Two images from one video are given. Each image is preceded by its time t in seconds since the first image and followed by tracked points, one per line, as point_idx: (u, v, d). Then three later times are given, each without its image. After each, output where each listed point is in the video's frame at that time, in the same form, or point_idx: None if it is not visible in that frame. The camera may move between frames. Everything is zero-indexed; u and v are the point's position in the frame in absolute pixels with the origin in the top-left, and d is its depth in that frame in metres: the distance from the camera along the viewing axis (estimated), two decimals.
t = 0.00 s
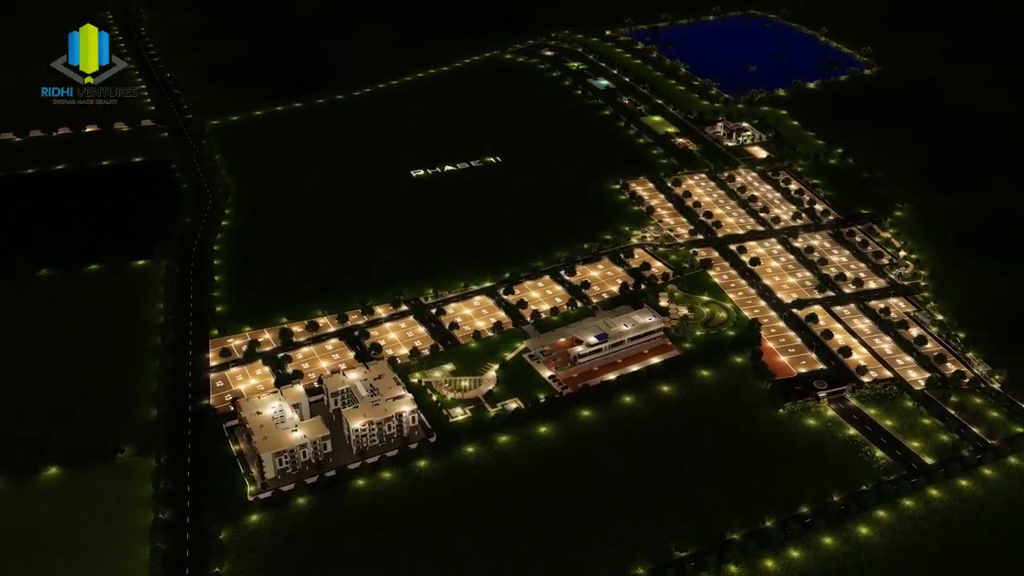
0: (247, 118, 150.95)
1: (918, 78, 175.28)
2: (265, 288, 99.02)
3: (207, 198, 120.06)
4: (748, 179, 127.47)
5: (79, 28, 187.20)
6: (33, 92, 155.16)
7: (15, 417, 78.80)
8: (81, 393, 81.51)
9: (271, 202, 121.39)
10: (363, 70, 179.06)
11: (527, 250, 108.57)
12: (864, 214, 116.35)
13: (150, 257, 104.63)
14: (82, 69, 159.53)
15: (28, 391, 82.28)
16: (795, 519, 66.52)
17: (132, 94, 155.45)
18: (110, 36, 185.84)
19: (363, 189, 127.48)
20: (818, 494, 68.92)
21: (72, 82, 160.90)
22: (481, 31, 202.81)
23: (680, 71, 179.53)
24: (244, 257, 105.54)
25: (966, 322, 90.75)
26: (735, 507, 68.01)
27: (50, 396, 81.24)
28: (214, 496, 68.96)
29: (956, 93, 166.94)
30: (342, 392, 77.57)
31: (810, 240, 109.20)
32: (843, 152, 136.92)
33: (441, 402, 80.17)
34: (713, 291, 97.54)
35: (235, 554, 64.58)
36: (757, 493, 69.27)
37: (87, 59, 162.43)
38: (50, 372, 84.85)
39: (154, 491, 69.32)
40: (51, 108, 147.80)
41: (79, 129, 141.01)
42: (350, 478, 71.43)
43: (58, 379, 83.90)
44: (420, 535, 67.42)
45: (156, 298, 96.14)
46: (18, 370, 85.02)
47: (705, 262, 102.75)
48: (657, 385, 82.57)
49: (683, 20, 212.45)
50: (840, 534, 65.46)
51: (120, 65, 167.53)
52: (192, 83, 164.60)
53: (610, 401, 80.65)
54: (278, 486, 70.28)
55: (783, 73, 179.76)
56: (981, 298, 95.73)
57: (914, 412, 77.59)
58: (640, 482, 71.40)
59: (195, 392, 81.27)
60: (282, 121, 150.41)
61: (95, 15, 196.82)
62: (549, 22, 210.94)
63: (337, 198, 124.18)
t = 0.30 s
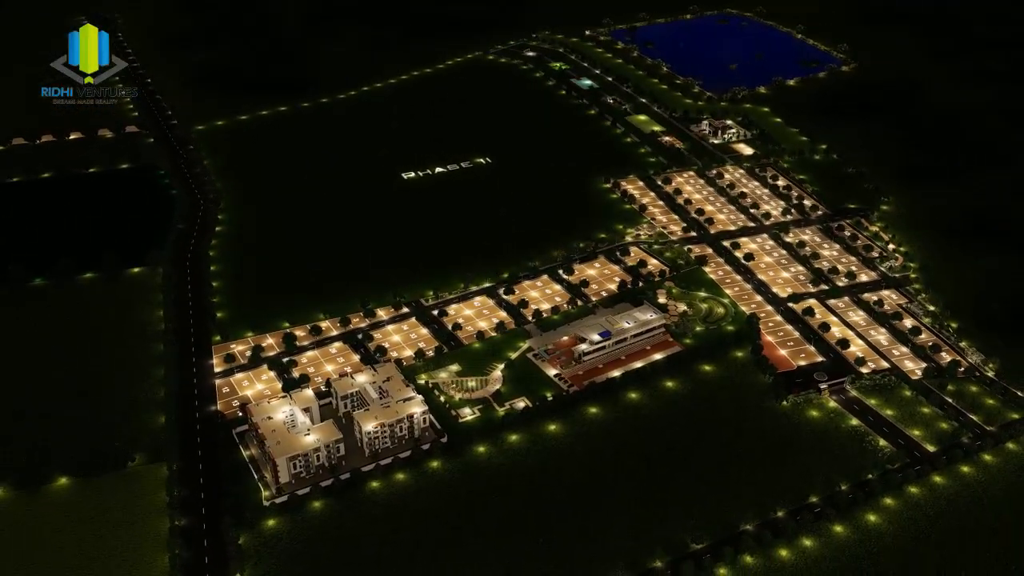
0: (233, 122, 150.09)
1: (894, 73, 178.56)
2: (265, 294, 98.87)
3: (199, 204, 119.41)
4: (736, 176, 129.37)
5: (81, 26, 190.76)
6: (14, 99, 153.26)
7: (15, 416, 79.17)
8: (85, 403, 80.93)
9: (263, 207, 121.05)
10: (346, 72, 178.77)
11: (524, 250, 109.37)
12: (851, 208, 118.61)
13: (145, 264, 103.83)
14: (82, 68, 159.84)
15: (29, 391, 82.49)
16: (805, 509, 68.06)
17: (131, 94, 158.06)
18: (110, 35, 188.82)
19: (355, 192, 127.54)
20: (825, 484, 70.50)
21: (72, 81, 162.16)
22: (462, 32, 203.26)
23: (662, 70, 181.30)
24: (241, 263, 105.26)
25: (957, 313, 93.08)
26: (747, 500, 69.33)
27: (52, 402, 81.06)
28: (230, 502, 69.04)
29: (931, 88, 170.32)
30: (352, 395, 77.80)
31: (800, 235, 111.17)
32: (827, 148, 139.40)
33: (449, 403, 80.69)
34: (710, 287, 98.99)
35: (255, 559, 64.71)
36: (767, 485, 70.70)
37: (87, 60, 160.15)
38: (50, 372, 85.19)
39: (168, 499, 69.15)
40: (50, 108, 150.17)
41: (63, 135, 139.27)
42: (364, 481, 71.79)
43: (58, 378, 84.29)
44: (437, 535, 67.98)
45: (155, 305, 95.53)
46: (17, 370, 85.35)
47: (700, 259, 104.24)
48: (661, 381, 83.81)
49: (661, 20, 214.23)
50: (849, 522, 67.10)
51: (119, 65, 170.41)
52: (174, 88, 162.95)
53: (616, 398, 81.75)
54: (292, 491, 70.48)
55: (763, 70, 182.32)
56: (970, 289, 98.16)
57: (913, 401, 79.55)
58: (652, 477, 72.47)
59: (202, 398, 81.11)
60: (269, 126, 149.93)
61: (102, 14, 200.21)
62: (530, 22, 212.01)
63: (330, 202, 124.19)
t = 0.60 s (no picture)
0: (219, 126, 149.26)
1: (872, 69, 181.57)
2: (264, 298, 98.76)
3: (191, 209, 118.84)
4: (724, 173, 131.21)
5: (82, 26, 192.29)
6: None
7: (14, 416, 79.98)
8: (91, 411, 80.53)
9: (256, 211, 120.69)
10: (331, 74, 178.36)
11: (520, 250, 110.15)
12: (838, 203, 120.87)
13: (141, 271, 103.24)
14: (83, 68, 160.79)
15: (29, 390, 83.43)
16: (813, 499, 69.67)
17: (132, 93, 159.57)
18: (109, 35, 190.63)
19: (347, 194, 127.53)
20: (831, 473, 72.13)
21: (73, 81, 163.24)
22: (445, 32, 203.40)
23: (644, 69, 182.84)
24: (238, 268, 105.06)
25: (948, 304, 95.37)
26: (757, 490, 70.77)
27: (52, 402, 81.78)
28: (245, 507, 69.28)
29: (909, 83, 173.45)
30: (360, 397, 78.12)
31: (791, 230, 113.08)
32: (811, 144, 141.74)
33: (457, 403, 81.29)
34: (706, 283, 100.40)
35: (275, 562, 65.08)
36: (775, 476, 72.19)
37: (87, 59, 160.89)
38: (49, 371, 85.98)
39: (183, 505, 69.19)
40: (51, 108, 151.31)
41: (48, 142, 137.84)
42: (378, 482, 72.25)
43: (58, 377, 85.16)
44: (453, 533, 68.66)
45: (153, 311, 95.06)
46: (17, 367, 86.61)
47: (694, 255, 105.66)
48: (664, 376, 85.04)
49: (639, 19, 215.68)
50: (857, 510, 68.84)
51: (119, 64, 171.72)
52: (157, 93, 161.68)
53: (621, 394, 82.83)
54: (306, 493, 70.79)
55: (743, 68, 184.69)
56: (958, 280, 100.57)
57: (910, 390, 81.49)
58: (662, 470, 73.71)
59: (209, 404, 81.03)
60: (256, 130, 149.33)
61: (104, 14, 203.89)
62: (511, 22, 212.65)
63: (322, 204, 124.11)
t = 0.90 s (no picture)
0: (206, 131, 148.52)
1: (851, 65, 184.43)
2: (264, 302, 98.68)
3: (184, 214, 118.33)
4: (712, 170, 132.95)
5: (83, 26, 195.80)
6: None
7: (15, 417, 80.27)
8: (96, 418, 80.17)
9: (249, 215, 120.43)
10: (316, 77, 178.04)
11: (516, 250, 110.96)
12: (826, 197, 122.98)
13: (137, 276, 102.56)
14: (83, 68, 162.73)
15: (29, 391, 83.73)
16: (819, 489, 71.29)
17: (131, 93, 161.41)
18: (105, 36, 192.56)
19: (340, 196, 127.61)
20: (834, 463, 73.74)
21: (73, 82, 164.62)
22: (428, 33, 203.58)
23: (627, 68, 184.25)
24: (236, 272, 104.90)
25: (938, 296, 97.57)
26: (763, 482, 72.19)
27: (55, 407, 81.46)
28: (260, 510, 69.52)
29: (888, 79, 176.48)
30: (369, 399, 78.49)
31: (781, 226, 114.95)
32: (796, 140, 143.89)
33: (462, 402, 81.90)
34: (702, 279, 101.84)
35: (292, 564, 65.50)
36: (780, 466, 73.66)
37: (87, 58, 163.33)
38: (50, 371, 86.47)
39: (196, 510, 69.31)
40: (50, 108, 153.18)
41: (34, 148, 136.49)
42: (390, 482, 72.84)
43: (60, 381, 84.86)
44: (468, 530, 69.35)
45: (152, 316, 94.64)
46: (17, 370, 86.63)
47: (689, 251, 107.07)
48: (666, 371, 86.26)
49: (619, 18, 216.99)
50: (861, 498, 70.60)
51: (119, 64, 173.64)
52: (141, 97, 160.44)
53: (625, 390, 83.96)
54: (318, 495, 71.14)
55: (725, 66, 186.89)
56: (947, 272, 102.93)
57: (907, 380, 83.37)
58: (670, 463, 74.92)
59: (215, 408, 81.01)
60: (244, 133, 148.85)
61: (105, 14, 206.86)
62: (494, 21, 213.27)
63: (316, 206, 124.11)
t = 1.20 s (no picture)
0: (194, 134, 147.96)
1: (831, 63, 186.88)
2: (263, 305, 98.75)
3: (177, 219, 118.05)
4: (701, 167, 134.55)
5: (70, 29, 195.11)
6: None
7: (19, 422, 80.29)
8: (102, 423, 80.10)
9: (243, 218, 120.31)
10: (302, 79, 177.74)
11: (512, 249, 111.73)
12: (814, 193, 124.87)
13: (134, 280, 102.22)
14: (82, 68, 166.58)
15: (31, 395, 83.83)
16: (822, 479, 72.85)
17: (130, 93, 162.99)
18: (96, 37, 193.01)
19: (333, 198, 127.78)
20: (837, 453, 75.33)
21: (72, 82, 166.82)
22: (412, 34, 203.86)
23: (612, 67, 185.46)
24: (233, 275, 104.83)
25: (928, 288, 99.56)
26: (767, 473, 73.56)
27: (59, 414, 81.30)
28: (273, 512, 69.91)
29: (869, 75, 179.02)
30: (375, 399, 78.97)
31: (772, 221, 116.68)
32: (782, 137, 145.85)
33: (468, 401, 82.59)
34: (697, 275, 103.22)
35: (308, 565, 66.00)
36: (783, 458, 75.10)
37: (87, 58, 168.20)
38: (51, 367, 87.80)
39: (209, 513, 69.57)
40: (50, 107, 154.68)
41: (22, 154, 135.51)
42: (400, 481, 73.47)
43: (62, 388, 84.66)
44: (480, 527, 70.13)
45: (152, 321, 94.44)
46: (19, 375, 86.69)
47: (683, 248, 108.47)
48: (667, 366, 87.44)
49: (602, 18, 218.11)
50: (864, 487, 72.23)
51: (119, 65, 175.25)
52: (126, 102, 159.43)
53: (627, 385, 85.01)
54: (329, 496, 71.61)
55: (708, 64, 188.81)
56: (935, 264, 105.01)
57: (902, 371, 85.20)
58: (675, 456, 76.12)
59: (221, 412, 81.15)
60: (233, 136, 148.50)
61: (92, 15, 205.98)
62: (478, 20, 213.78)
63: (309, 209, 124.19)
